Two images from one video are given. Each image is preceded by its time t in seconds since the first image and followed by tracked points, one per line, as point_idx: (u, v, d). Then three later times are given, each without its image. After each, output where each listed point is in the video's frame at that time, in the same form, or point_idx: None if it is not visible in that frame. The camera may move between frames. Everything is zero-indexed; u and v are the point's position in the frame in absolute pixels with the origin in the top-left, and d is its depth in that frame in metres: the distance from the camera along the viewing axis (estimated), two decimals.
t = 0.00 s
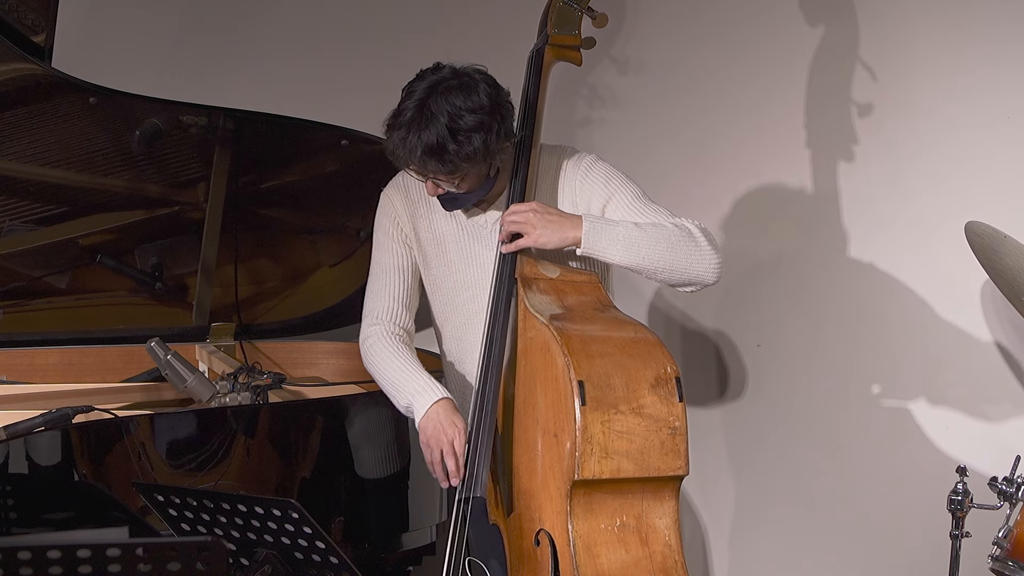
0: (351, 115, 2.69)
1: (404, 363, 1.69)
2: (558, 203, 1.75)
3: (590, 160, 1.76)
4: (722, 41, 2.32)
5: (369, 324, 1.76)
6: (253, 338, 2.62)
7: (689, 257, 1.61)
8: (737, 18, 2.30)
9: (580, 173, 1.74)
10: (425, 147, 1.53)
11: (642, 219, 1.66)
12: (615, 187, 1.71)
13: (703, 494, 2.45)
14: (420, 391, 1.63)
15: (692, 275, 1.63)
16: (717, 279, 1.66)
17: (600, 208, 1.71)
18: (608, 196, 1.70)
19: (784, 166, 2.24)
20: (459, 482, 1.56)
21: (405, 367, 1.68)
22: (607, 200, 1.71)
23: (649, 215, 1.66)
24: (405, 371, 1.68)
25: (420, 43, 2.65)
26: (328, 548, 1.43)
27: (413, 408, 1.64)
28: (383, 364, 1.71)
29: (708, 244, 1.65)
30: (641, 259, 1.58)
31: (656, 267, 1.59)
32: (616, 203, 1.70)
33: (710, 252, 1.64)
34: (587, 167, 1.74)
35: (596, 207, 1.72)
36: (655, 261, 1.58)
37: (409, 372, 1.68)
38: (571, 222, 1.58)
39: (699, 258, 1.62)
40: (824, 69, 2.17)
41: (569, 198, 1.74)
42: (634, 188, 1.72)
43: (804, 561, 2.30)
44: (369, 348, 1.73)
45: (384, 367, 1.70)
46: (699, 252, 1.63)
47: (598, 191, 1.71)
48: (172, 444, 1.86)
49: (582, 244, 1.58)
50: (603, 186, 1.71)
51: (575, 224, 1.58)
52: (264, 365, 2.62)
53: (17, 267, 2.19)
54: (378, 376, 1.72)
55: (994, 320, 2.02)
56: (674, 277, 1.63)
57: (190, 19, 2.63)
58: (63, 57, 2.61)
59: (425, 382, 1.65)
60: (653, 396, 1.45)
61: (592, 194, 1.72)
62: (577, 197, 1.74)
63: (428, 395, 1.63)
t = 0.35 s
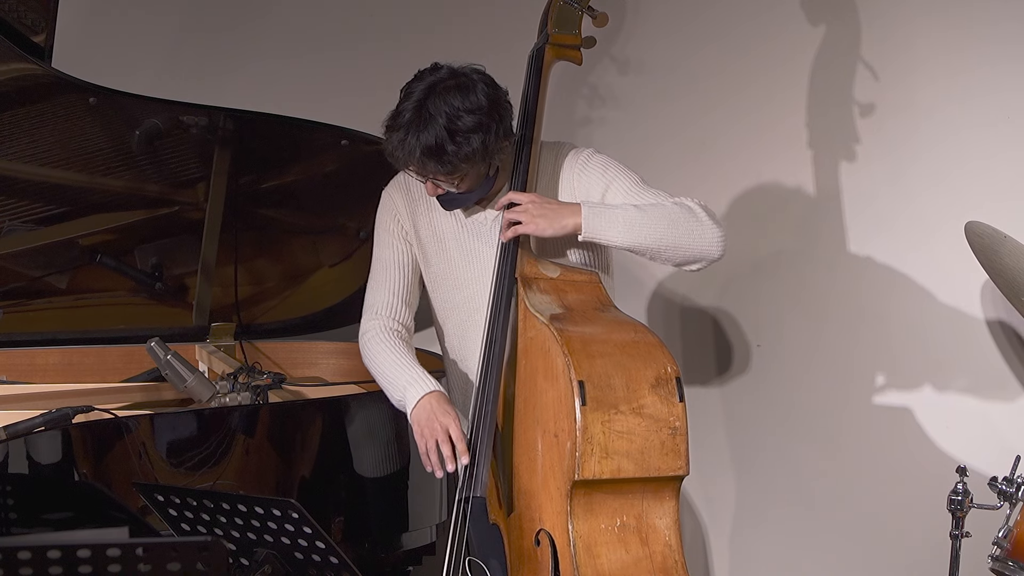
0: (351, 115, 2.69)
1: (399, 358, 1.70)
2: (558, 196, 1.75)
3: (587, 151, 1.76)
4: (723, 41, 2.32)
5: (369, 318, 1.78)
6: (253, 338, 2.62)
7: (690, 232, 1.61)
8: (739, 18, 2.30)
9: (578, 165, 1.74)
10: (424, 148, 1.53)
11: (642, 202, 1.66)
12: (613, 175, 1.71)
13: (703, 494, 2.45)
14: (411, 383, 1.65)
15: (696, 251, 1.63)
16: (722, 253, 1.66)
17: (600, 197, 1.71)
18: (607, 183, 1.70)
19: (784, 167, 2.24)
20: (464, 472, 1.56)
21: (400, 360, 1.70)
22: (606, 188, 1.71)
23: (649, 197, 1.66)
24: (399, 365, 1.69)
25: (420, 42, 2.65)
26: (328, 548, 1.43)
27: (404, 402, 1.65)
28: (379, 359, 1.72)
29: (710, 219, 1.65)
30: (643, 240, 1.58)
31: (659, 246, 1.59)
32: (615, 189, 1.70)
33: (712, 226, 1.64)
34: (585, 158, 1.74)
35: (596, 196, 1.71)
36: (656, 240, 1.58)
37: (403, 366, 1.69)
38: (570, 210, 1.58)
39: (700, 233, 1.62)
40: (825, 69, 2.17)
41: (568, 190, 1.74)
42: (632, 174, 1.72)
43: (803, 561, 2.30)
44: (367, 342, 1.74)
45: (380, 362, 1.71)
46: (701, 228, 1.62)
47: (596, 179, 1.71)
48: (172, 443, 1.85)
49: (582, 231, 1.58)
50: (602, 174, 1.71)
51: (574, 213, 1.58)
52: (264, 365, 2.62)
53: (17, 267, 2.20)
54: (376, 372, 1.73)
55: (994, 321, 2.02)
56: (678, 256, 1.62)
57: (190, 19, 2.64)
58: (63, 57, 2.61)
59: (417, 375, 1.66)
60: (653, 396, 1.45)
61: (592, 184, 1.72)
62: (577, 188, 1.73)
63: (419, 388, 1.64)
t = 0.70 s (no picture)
0: (350, 115, 2.69)
1: (410, 365, 1.74)
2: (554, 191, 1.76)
3: (588, 153, 1.78)
4: (725, 40, 2.33)
5: (377, 330, 1.81)
6: (253, 338, 2.62)
7: (680, 231, 1.62)
8: (742, 17, 2.30)
9: (576, 162, 1.75)
10: (422, 150, 1.54)
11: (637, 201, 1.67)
12: (612, 174, 1.72)
13: (703, 493, 2.46)
14: (427, 384, 1.69)
15: (684, 249, 1.63)
16: (709, 260, 1.65)
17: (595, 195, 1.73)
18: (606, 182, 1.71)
19: (785, 167, 2.25)
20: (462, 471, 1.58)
21: (412, 365, 1.73)
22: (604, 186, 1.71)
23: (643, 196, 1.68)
24: (414, 370, 1.73)
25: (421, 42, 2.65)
26: (328, 548, 1.43)
27: (421, 405, 1.70)
28: (392, 367, 1.76)
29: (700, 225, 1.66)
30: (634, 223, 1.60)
31: (648, 232, 1.61)
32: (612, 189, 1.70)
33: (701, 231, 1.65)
34: (586, 159, 1.75)
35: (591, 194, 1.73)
36: (646, 227, 1.60)
37: (417, 370, 1.73)
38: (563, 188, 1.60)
39: (689, 234, 1.63)
40: (828, 67, 2.17)
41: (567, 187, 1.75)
42: (629, 176, 1.73)
43: (804, 561, 2.30)
44: (379, 350, 1.78)
45: (394, 371, 1.75)
46: (690, 227, 1.63)
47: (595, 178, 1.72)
48: (172, 443, 1.85)
49: (572, 203, 1.60)
50: (600, 174, 1.72)
51: (568, 184, 1.61)
52: (264, 365, 2.62)
53: (17, 267, 2.20)
54: (387, 378, 1.77)
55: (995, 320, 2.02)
56: (666, 249, 1.63)
57: (191, 19, 2.63)
58: (62, 57, 2.60)
59: (435, 375, 1.70)
60: (655, 396, 1.45)
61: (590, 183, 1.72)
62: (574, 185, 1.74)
63: (435, 388, 1.69)
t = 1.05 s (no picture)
0: (350, 115, 2.69)
1: (416, 378, 1.73)
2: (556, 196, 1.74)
3: (595, 164, 1.75)
4: (723, 41, 2.32)
5: (387, 338, 1.80)
6: (254, 338, 2.63)
7: (676, 264, 1.61)
8: (739, 18, 2.30)
9: (579, 171, 1.74)
10: (420, 158, 1.54)
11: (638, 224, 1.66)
12: (617, 192, 1.70)
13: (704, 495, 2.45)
14: (424, 410, 1.68)
15: (678, 281, 1.62)
16: (700, 292, 1.65)
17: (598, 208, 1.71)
18: (609, 198, 1.69)
19: (783, 166, 2.25)
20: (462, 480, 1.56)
21: (416, 385, 1.72)
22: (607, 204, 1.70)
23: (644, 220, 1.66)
24: (416, 390, 1.71)
25: (419, 43, 2.65)
26: (328, 548, 1.43)
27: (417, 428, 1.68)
28: (399, 377, 1.75)
29: (697, 257, 1.65)
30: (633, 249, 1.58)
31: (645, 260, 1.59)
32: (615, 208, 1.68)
33: (698, 265, 1.64)
34: (591, 172, 1.73)
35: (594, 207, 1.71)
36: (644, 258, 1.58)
37: (419, 391, 1.71)
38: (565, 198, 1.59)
39: (685, 269, 1.62)
40: (826, 68, 2.17)
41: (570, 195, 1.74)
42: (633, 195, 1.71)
43: (804, 561, 2.30)
44: (387, 361, 1.77)
45: (401, 383, 1.74)
46: (687, 262, 1.62)
47: (599, 193, 1.70)
48: (172, 444, 1.85)
49: (572, 220, 1.59)
50: (605, 190, 1.70)
51: (571, 200, 1.59)
52: (264, 365, 2.63)
53: (17, 267, 2.20)
54: (396, 389, 1.75)
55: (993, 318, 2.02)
56: (661, 279, 1.61)
57: (190, 19, 2.63)
58: (62, 57, 2.60)
59: (431, 403, 1.69)
60: (653, 396, 1.45)
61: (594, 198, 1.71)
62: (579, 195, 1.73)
63: (431, 415, 1.67)
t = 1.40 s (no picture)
0: (350, 115, 2.69)
1: (425, 387, 1.74)
2: (557, 215, 1.76)
3: (599, 182, 1.74)
4: (722, 40, 2.32)
5: (392, 344, 1.81)
6: (253, 338, 2.63)
7: (664, 305, 1.59)
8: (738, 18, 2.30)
9: (584, 191, 1.73)
10: (417, 174, 1.55)
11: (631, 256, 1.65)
12: (614, 217, 1.69)
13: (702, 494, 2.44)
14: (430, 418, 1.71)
15: (664, 323, 1.61)
16: (690, 332, 1.64)
17: (597, 233, 1.71)
18: (606, 223, 1.69)
19: (782, 165, 2.24)
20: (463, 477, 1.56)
21: (424, 392, 1.74)
22: (603, 227, 1.70)
23: (638, 253, 1.64)
24: (424, 398, 1.73)
25: (419, 43, 2.65)
26: (328, 548, 1.43)
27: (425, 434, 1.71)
28: (407, 384, 1.76)
29: (688, 297, 1.61)
30: (614, 297, 1.58)
31: (627, 308, 1.58)
32: (611, 234, 1.68)
33: (688, 305, 1.61)
34: (592, 191, 1.73)
35: (594, 231, 1.71)
36: (628, 301, 1.58)
37: (427, 399, 1.74)
38: (558, 239, 1.58)
39: (673, 310, 1.60)
40: (826, 67, 2.16)
41: (569, 214, 1.75)
42: (633, 221, 1.69)
43: (804, 561, 2.29)
44: (394, 369, 1.78)
45: (409, 391, 1.75)
46: (676, 302, 1.60)
47: (597, 215, 1.70)
48: (172, 444, 1.86)
49: (560, 264, 1.59)
50: (603, 213, 1.70)
51: (560, 244, 1.58)
52: (264, 365, 2.62)
53: (17, 267, 2.20)
54: (403, 395, 1.76)
55: (994, 321, 2.03)
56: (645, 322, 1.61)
57: (189, 19, 2.64)
58: (62, 57, 2.60)
59: (438, 410, 1.72)
60: (652, 396, 1.45)
61: (592, 219, 1.71)
62: (578, 218, 1.74)
63: (437, 423, 1.70)
